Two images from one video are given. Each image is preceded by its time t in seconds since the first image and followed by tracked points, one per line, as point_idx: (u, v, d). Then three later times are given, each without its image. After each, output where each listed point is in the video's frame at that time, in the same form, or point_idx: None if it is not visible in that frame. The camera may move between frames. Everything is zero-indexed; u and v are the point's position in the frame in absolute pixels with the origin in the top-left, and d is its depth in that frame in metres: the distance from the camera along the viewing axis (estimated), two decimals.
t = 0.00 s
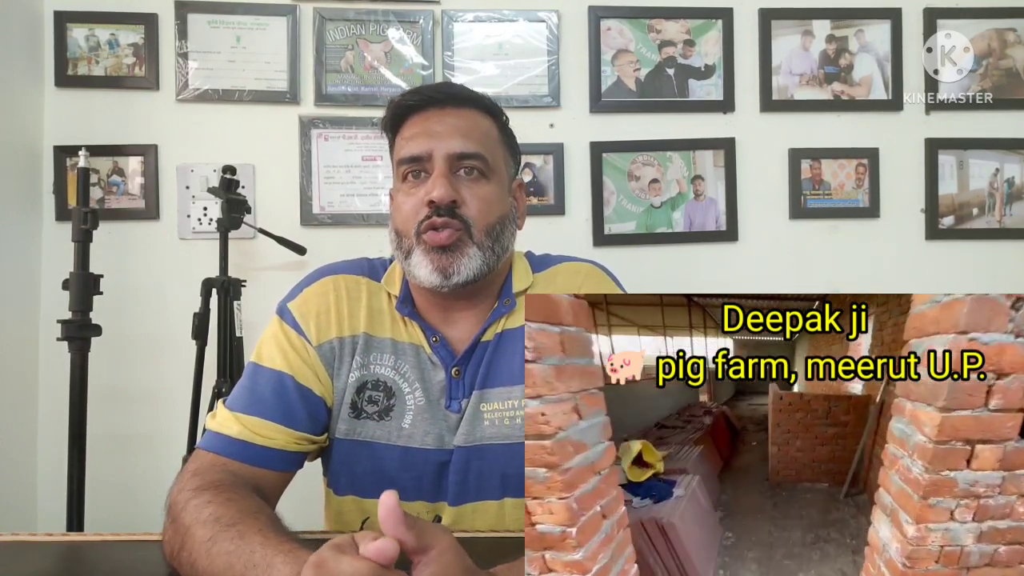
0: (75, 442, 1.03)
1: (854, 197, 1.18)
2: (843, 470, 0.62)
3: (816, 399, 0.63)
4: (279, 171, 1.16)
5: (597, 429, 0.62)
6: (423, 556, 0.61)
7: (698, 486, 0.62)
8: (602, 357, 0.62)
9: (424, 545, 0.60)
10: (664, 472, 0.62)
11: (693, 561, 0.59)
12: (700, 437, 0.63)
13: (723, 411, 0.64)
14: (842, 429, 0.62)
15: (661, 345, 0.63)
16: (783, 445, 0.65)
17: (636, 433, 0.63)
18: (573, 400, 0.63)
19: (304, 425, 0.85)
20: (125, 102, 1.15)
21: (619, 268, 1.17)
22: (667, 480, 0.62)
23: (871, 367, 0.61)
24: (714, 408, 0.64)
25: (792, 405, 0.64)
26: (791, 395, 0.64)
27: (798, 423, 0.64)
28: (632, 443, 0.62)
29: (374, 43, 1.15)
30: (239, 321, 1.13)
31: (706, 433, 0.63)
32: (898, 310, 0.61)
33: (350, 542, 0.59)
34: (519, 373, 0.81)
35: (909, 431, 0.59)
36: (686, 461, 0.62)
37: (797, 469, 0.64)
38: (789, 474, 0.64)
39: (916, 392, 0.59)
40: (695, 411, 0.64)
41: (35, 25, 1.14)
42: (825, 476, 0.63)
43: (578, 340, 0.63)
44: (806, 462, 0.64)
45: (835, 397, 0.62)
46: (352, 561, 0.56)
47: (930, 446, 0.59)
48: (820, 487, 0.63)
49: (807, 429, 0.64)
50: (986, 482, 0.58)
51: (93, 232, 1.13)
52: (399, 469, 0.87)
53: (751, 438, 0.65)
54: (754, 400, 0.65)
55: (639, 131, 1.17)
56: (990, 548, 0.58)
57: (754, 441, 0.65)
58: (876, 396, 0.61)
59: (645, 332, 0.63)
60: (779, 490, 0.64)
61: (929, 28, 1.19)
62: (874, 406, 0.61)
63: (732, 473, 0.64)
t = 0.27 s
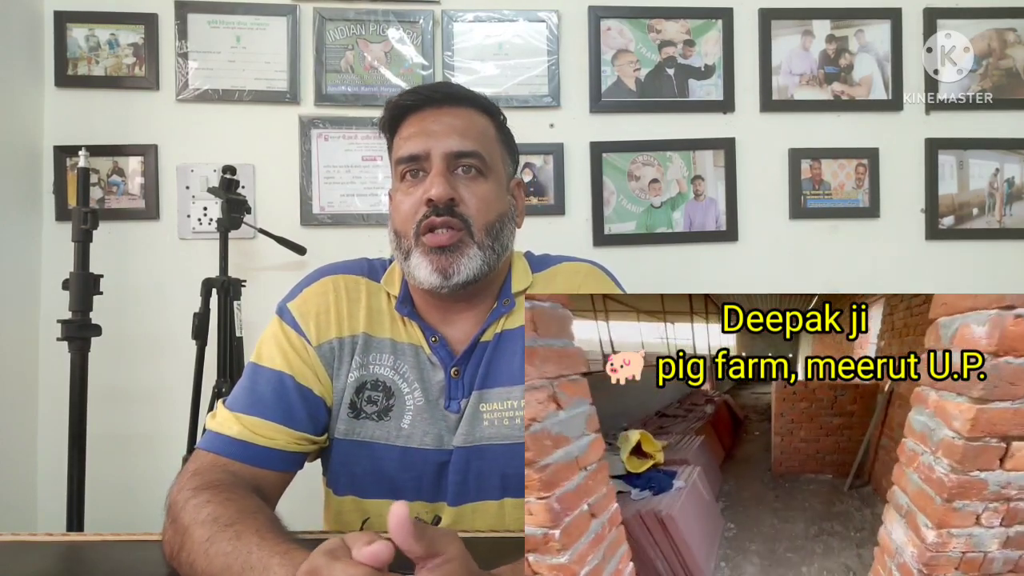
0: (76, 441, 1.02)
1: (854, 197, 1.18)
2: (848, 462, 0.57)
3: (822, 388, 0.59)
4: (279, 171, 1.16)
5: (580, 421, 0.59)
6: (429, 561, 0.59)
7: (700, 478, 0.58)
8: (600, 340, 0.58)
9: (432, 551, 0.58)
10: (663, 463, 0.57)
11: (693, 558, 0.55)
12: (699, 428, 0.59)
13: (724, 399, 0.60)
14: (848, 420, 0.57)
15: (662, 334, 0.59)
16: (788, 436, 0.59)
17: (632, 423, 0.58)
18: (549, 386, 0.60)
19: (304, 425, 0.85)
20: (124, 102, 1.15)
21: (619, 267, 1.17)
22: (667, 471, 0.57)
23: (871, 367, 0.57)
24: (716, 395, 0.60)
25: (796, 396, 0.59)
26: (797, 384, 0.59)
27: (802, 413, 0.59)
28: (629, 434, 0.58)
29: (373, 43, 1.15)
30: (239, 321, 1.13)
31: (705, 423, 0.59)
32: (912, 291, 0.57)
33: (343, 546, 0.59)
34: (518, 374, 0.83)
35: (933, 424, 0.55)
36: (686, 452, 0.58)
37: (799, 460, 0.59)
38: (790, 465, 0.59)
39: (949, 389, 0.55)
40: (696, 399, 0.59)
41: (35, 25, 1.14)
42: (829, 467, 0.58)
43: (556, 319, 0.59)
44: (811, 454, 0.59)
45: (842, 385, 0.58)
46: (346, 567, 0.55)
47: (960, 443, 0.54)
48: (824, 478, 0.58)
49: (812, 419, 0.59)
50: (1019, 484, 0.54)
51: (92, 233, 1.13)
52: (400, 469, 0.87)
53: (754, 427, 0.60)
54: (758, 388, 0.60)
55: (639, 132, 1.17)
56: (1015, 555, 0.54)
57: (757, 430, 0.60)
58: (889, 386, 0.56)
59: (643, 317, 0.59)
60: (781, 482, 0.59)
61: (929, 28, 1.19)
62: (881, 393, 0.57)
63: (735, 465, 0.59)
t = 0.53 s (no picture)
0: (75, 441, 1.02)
1: (854, 197, 1.18)
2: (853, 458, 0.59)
3: (829, 381, 0.59)
4: (278, 171, 1.16)
5: (556, 416, 0.57)
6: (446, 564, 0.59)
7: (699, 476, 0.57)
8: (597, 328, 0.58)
9: (448, 555, 0.59)
10: (657, 459, 0.57)
11: (693, 560, 0.54)
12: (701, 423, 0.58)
13: (726, 392, 0.60)
14: (856, 415, 0.58)
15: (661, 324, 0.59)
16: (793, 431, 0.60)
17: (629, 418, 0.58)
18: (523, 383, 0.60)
19: (303, 425, 0.85)
20: (125, 102, 1.15)
21: (619, 267, 1.17)
22: (666, 467, 0.57)
23: (871, 367, 0.58)
24: (717, 388, 0.60)
25: (802, 389, 0.60)
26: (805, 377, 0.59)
27: (808, 407, 0.60)
28: (626, 429, 0.57)
29: (374, 43, 1.15)
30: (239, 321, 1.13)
31: (707, 417, 0.59)
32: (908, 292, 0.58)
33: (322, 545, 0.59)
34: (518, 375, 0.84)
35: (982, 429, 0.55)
36: (686, 449, 0.57)
37: (805, 455, 0.60)
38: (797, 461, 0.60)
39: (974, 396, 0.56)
40: (697, 392, 0.59)
41: (35, 25, 1.14)
42: (834, 464, 0.59)
43: (544, 304, 0.60)
44: (815, 450, 0.60)
45: (851, 379, 0.58)
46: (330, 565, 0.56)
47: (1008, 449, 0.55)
48: (829, 475, 0.59)
49: (818, 413, 0.60)
50: None
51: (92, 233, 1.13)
52: (399, 468, 0.87)
53: (756, 421, 0.60)
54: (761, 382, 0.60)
55: (639, 131, 1.17)
56: None
57: (760, 424, 0.60)
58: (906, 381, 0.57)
59: (641, 305, 0.59)
60: (785, 478, 0.59)
61: (929, 28, 1.19)
62: (892, 387, 0.58)
63: (738, 460, 0.59)
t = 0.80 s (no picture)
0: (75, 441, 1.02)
1: (854, 197, 1.18)
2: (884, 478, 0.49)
3: (843, 389, 0.51)
4: (279, 171, 1.16)
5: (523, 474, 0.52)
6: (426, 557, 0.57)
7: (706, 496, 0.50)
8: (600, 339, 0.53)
9: (426, 546, 0.57)
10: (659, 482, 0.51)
11: None
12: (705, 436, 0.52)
13: (731, 398, 0.53)
14: (872, 426, 0.50)
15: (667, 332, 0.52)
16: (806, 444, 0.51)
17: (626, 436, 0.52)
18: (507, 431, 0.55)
19: (303, 425, 0.84)
20: (124, 102, 1.15)
21: (619, 267, 1.17)
22: (669, 490, 0.50)
23: (871, 367, 0.50)
24: (722, 394, 0.53)
25: (813, 398, 0.51)
26: (812, 385, 0.52)
27: (819, 418, 0.51)
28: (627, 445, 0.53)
29: (374, 43, 1.15)
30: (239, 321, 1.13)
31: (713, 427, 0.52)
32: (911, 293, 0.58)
33: (344, 544, 0.58)
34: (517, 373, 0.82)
35: None
36: (691, 466, 0.51)
37: (816, 469, 0.51)
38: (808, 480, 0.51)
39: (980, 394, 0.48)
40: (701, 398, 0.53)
41: (35, 25, 1.14)
42: (848, 478, 0.50)
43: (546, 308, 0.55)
44: (834, 463, 0.51)
45: (867, 386, 0.50)
46: (343, 563, 0.54)
47: None
48: (841, 491, 0.50)
49: (830, 425, 0.51)
50: None
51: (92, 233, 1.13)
52: (398, 469, 0.87)
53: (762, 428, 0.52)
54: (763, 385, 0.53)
55: (639, 132, 1.17)
56: None
57: (766, 432, 0.52)
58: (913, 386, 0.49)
59: (646, 310, 0.52)
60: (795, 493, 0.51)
61: (929, 28, 1.19)
62: (910, 396, 0.49)
63: (743, 472, 0.51)
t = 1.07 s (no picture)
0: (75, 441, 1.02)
1: (854, 197, 1.18)
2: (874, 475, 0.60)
3: (854, 387, 0.61)
4: (279, 171, 1.16)
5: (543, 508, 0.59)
6: (421, 549, 0.57)
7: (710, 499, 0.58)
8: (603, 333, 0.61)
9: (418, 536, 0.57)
10: (659, 488, 0.58)
11: None
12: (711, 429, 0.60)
13: (735, 392, 0.62)
14: (884, 426, 0.60)
15: (663, 325, 0.61)
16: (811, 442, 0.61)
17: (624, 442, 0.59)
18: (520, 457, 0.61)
19: (303, 425, 0.84)
20: (124, 102, 1.15)
21: (619, 267, 1.17)
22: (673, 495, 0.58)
23: (871, 367, 0.61)
24: (725, 387, 0.61)
25: (823, 396, 0.61)
26: (821, 383, 0.62)
27: (828, 416, 0.61)
28: (625, 450, 0.59)
29: (373, 43, 1.15)
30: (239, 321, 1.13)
31: (715, 424, 0.60)
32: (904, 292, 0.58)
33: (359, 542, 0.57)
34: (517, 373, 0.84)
35: None
36: (695, 469, 0.59)
37: (824, 468, 0.61)
38: (818, 471, 0.61)
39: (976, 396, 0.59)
40: (705, 394, 0.61)
41: (35, 25, 1.14)
42: (856, 479, 0.60)
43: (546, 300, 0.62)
44: (835, 464, 0.61)
45: (880, 386, 0.61)
46: (357, 556, 0.54)
47: None
48: (849, 489, 0.60)
49: (840, 422, 0.61)
50: None
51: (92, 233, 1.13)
52: (398, 469, 0.87)
53: (765, 423, 0.61)
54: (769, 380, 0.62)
55: (639, 131, 1.17)
56: None
57: (769, 426, 0.61)
58: (925, 385, 0.60)
59: (645, 303, 0.61)
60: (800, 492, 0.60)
61: (929, 28, 1.19)
62: (924, 394, 0.60)
63: (749, 470, 0.60)
